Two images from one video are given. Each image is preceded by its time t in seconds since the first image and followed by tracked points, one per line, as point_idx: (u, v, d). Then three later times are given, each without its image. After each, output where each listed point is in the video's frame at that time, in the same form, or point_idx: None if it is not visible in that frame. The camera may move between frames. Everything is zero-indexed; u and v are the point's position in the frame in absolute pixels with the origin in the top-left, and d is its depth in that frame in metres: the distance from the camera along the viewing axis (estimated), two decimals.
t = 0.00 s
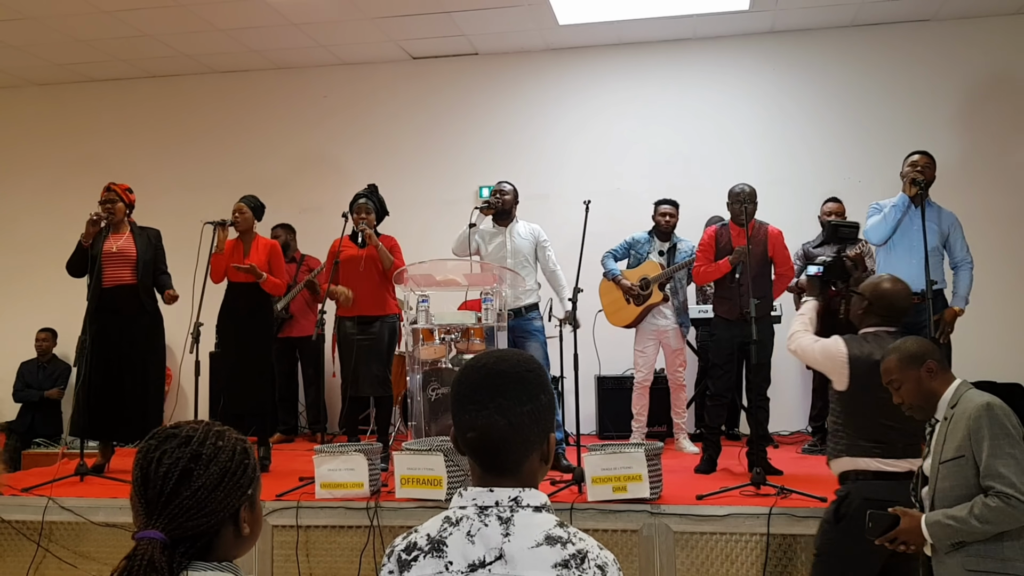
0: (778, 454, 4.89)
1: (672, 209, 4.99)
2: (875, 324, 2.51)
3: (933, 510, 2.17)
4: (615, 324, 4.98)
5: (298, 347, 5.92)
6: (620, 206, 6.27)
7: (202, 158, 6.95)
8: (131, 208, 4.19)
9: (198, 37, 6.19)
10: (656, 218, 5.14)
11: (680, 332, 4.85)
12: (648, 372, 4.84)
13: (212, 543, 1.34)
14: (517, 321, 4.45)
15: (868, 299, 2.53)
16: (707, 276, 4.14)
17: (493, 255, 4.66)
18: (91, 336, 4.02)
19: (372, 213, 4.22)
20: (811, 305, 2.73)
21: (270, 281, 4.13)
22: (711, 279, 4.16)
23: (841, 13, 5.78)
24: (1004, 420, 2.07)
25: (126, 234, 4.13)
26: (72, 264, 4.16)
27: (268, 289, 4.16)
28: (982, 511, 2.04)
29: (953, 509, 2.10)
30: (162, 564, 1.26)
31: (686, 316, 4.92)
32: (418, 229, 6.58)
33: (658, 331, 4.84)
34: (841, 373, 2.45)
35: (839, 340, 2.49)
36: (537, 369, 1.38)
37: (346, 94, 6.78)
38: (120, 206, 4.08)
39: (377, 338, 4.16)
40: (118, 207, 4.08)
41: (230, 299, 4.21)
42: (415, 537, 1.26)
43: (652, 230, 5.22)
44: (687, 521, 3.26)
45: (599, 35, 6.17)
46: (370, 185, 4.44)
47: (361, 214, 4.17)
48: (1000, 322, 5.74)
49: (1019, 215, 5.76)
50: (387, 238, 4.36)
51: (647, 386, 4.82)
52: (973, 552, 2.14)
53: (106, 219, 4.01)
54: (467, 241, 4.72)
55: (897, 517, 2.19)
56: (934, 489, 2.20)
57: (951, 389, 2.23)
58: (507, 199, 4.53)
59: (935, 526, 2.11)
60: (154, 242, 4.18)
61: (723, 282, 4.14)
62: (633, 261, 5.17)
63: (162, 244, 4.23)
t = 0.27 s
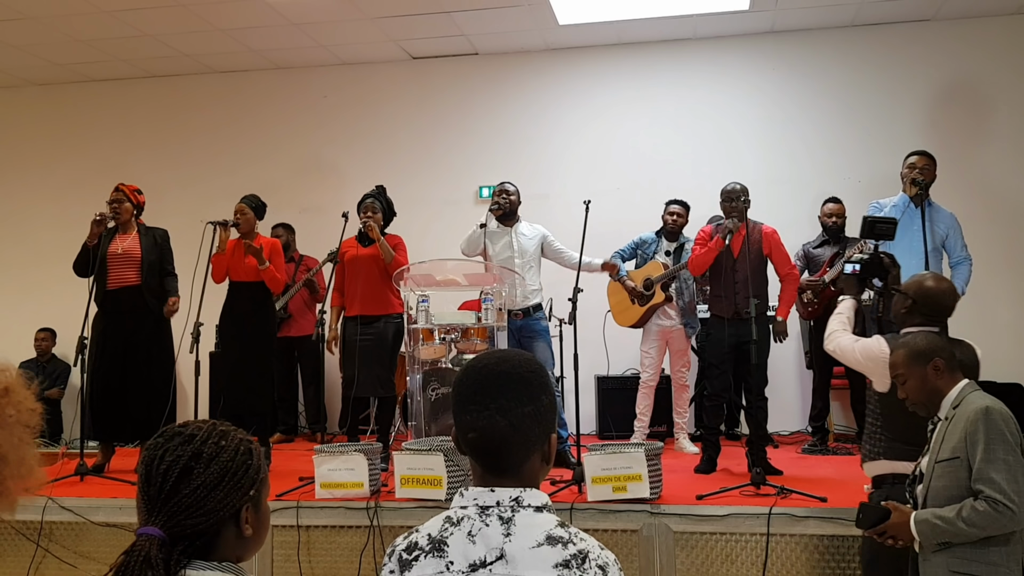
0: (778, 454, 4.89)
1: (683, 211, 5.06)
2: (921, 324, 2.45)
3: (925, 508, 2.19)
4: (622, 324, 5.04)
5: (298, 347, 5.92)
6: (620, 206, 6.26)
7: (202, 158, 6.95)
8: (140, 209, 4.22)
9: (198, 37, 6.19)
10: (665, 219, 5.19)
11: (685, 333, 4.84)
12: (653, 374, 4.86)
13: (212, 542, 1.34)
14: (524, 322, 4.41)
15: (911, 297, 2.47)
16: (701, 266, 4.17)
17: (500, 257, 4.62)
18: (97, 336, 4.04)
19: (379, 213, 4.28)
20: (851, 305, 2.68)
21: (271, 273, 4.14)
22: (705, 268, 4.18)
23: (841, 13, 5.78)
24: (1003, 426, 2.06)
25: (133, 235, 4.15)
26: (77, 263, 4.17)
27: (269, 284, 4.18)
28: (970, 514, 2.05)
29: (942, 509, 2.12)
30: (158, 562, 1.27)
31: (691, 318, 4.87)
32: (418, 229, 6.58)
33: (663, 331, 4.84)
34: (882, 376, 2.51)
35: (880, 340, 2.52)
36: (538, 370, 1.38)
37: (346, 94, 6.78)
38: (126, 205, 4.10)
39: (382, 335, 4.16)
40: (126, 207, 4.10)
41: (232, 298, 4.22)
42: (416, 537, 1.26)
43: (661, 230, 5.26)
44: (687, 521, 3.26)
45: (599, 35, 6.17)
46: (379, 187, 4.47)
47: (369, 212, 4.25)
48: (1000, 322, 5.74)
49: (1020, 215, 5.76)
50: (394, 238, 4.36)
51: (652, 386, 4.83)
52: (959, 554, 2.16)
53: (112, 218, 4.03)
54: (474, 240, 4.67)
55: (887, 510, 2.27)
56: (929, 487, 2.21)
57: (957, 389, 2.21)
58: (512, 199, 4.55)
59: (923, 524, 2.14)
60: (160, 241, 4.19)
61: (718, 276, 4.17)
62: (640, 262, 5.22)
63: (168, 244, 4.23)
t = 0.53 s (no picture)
0: (778, 454, 4.89)
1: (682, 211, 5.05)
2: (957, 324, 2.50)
3: (925, 509, 2.19)
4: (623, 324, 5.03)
5: (298, 347, 5.92)
6: (620, 206, 6.26)
7: (202, 158, 6.95)
8: (148, 208, 4.21)
9: (198, 37, 6.19)
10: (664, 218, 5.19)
11: (683, 333, 4.85)
12: (653, 373, 4.88)
13: (205, 542, 1.34)
14: (537, 322, 4.42)
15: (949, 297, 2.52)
16: (690, 253, 4.16)
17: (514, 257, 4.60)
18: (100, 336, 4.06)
19: (381, 213, 4.28)
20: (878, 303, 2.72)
21: (272, 275, 4.14)
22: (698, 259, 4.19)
23: (841, 13, 5.78)
24: (1010, 432, 2.05)
25: (136, 234, 4.14)
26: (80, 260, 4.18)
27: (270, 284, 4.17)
28: (971, 519, 2.05)
29: (943, 512, 2.12)
30: (145, 559, 1.27)
31: (692, 317, 4.86)
32: (419, 229, 6.58)
33: (662, 331, 4.87)
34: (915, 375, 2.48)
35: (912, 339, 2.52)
36: (538, 369, 1.38)
37: (346, 94, 6.78)
38: (132, 205, 4.11)
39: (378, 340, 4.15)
40: (131, 206, 4.10)
41: (233, 298, 4.22)
42: (415, 536, 1.26)
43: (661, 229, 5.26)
44: (687, 521, 3.26)
45: (599, 35, 6.17)
46: (383, 187, 4.45)
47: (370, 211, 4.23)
48: (1000, 321, 5.74)
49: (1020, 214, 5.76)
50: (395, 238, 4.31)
51: (652, 386, 4.86)
52: (955, 557, 2.17)
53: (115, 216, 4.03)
54: (490, 239, 4.65)
55: (887, 509, 2.28)
56: (931, 487, 2.22)
57: (964, 391, 2.21)
58: (526, 199, 4.52)
59: (922, 525, 2.15)
60: (163, 241, 4.16)
61: (709, 270, 4.16)
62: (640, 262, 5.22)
63: (171, 243, 4.19)
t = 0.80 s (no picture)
0: (778, 454, 4.89)
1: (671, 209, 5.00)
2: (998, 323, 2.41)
3: (928, 510, 2.20)
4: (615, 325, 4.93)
5: (298, 347, 5.92)
6: (620, 206, 6.26)
7: (203, 157, 6.95)
8: (151, 209, 4.19)
9: (198, 37, 6.18)
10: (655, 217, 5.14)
11: (676, 332, 4.86)
12: (649, 373, 4.90)
13: (195, 541, 1.34)
14: (553, 322, 4.37)
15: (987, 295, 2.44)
16: (680, 250, 4.19)
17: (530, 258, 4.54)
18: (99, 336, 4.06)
19: (380, 212, 4.26)
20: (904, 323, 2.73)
21: (271, 277, 4.14)
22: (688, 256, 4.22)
23: (841, 13, 5.78)
24: (1014, 434, 2.04)
25: (139, 236, 4.14)
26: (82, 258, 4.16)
27: (268, 286, 4.17)
28: (973, 522, 2.05)
29: (946, 514, 2.12)
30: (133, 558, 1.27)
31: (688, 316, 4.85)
32: (419, 228, 6.58)
33: (655, 331, 4.88)
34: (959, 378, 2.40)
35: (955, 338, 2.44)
36: (539, 370, 1.38)
37: (346, 94, 6.77)
38: (137, 206, 4.10)
39: (376, 340, 4.13)
40: (134, 207, 4.09)
41: (233, 298, 4.22)
42: (415, 537, 1.26)
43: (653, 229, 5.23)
44: (687, 521, 3.26)
45: (599, 35, 6.17)
46: (383, 187, 4.45)
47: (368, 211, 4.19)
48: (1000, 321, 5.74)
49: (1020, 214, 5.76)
50: (392, 239, 4.28)
51: (648, 386, 4.88)
52: (956, 559, 2.18)
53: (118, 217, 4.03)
54: (504, 240, 4.58)
55: (890, 508, 2.31)
56: (932, 489, 2.22)
57: (969, 392, 2.21)
58: (541, 199, 4.46)
59: (924, 526, 2.16)
60: (165, 244, 4.15)
61: (698, 268, 4.16)
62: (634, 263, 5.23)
63: (173, 246, 4.18)
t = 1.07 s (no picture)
0: (778, 454, 4.89)
1: (653, 207, 5.05)
2: None
3: (930, 512, 2.20)
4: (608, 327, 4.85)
5: (297, 347, 5.92)
6: (620, 206, 6.26)
7: (203, 158, 6.95)
8: (152, 208, 4.19)
9: (198, 37, 6.19)
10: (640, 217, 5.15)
11: (669, 329, 4.87)
12: (644, 373, 4.92)
13: (188, 540, 1.34)
14: (563, 322, 4.22)
15: None
16: (673, 248, 4.16)
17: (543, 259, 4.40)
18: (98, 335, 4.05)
19: (377, 212, 4.23)
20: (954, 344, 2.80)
21: (270, 278, 4.14)
22: (682, 255, 4.19)
23: (841, 13, 5.78)
24: (1013, 434, 2.04)
25: (139, 234, 4.14)
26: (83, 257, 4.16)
27: (268, 287, 4.18)
28: (977, 523, 2.04)
29: (949, 516, 2.12)
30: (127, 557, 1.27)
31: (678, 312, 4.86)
32: (419, 229, 6.58)
33: (648, 330, 4.91)
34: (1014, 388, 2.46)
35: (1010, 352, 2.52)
36: (539, 371, 1.38)
37: (346, 94, 6.78)
38: (137, 204, 4.10)
39: (375, 339, 4.13)
40: (135, 205, 4.10)
41: (233, 298, 4.21)
42: (415, 536, 1.27)
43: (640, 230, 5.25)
44: (688, 521, 3.25)
45: (599, 35, 6.17)
46: (380, 187, 4.45)
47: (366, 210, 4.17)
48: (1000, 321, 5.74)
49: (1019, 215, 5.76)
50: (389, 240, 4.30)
51: (643, 386, 4.90)
52: (961, 560, 2.18)
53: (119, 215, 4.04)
54: (517, 240, 4.45)
55: (892, 512, 2.28)
56: (934, 491, 2.22)
57: (967, 392, 2.23)
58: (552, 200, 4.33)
59: (927, 528, 2.15)
60: (165, 243, 4.14)
61: (691, 268, 4.17)
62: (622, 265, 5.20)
63: (174, 245, 4.17)
